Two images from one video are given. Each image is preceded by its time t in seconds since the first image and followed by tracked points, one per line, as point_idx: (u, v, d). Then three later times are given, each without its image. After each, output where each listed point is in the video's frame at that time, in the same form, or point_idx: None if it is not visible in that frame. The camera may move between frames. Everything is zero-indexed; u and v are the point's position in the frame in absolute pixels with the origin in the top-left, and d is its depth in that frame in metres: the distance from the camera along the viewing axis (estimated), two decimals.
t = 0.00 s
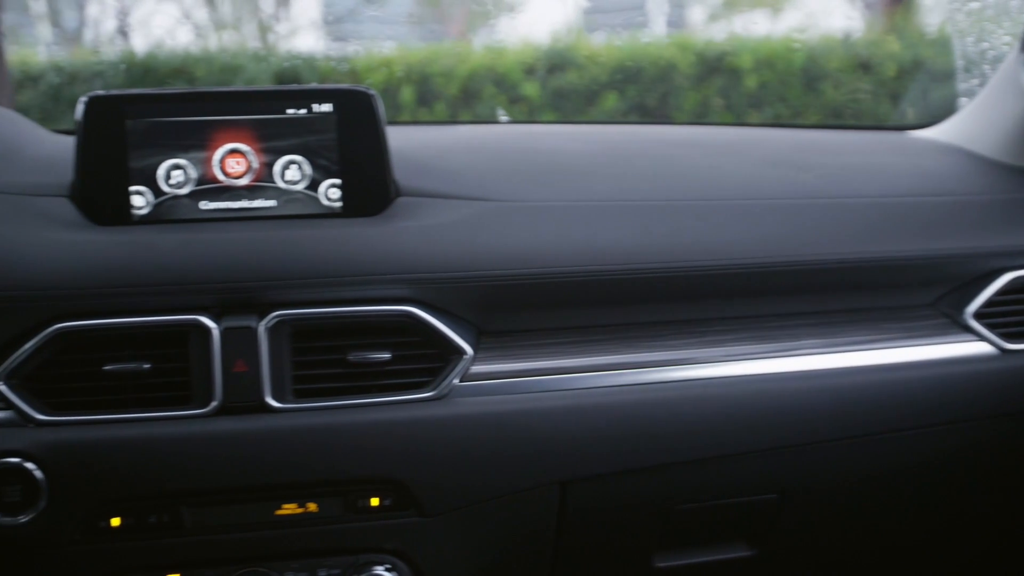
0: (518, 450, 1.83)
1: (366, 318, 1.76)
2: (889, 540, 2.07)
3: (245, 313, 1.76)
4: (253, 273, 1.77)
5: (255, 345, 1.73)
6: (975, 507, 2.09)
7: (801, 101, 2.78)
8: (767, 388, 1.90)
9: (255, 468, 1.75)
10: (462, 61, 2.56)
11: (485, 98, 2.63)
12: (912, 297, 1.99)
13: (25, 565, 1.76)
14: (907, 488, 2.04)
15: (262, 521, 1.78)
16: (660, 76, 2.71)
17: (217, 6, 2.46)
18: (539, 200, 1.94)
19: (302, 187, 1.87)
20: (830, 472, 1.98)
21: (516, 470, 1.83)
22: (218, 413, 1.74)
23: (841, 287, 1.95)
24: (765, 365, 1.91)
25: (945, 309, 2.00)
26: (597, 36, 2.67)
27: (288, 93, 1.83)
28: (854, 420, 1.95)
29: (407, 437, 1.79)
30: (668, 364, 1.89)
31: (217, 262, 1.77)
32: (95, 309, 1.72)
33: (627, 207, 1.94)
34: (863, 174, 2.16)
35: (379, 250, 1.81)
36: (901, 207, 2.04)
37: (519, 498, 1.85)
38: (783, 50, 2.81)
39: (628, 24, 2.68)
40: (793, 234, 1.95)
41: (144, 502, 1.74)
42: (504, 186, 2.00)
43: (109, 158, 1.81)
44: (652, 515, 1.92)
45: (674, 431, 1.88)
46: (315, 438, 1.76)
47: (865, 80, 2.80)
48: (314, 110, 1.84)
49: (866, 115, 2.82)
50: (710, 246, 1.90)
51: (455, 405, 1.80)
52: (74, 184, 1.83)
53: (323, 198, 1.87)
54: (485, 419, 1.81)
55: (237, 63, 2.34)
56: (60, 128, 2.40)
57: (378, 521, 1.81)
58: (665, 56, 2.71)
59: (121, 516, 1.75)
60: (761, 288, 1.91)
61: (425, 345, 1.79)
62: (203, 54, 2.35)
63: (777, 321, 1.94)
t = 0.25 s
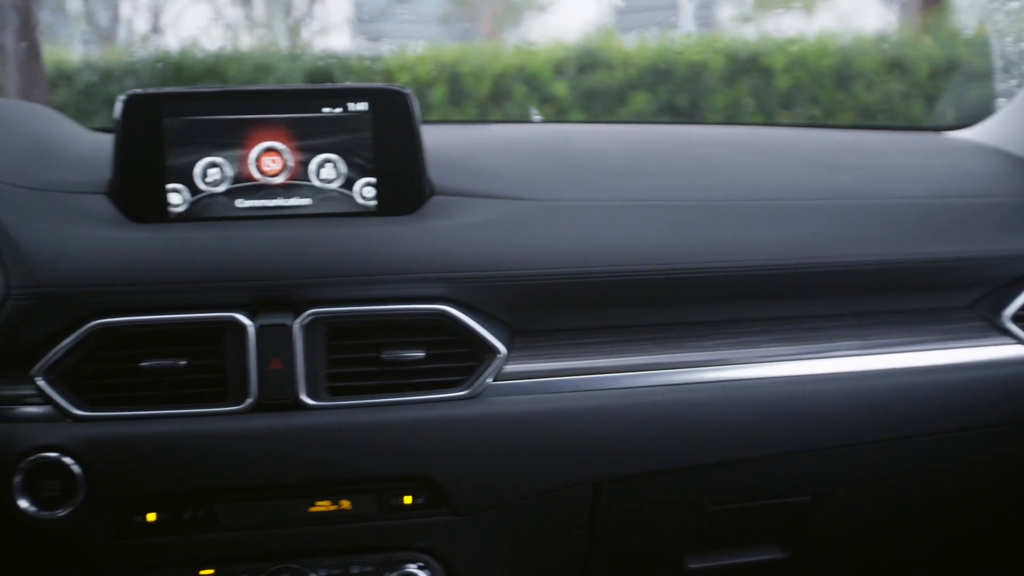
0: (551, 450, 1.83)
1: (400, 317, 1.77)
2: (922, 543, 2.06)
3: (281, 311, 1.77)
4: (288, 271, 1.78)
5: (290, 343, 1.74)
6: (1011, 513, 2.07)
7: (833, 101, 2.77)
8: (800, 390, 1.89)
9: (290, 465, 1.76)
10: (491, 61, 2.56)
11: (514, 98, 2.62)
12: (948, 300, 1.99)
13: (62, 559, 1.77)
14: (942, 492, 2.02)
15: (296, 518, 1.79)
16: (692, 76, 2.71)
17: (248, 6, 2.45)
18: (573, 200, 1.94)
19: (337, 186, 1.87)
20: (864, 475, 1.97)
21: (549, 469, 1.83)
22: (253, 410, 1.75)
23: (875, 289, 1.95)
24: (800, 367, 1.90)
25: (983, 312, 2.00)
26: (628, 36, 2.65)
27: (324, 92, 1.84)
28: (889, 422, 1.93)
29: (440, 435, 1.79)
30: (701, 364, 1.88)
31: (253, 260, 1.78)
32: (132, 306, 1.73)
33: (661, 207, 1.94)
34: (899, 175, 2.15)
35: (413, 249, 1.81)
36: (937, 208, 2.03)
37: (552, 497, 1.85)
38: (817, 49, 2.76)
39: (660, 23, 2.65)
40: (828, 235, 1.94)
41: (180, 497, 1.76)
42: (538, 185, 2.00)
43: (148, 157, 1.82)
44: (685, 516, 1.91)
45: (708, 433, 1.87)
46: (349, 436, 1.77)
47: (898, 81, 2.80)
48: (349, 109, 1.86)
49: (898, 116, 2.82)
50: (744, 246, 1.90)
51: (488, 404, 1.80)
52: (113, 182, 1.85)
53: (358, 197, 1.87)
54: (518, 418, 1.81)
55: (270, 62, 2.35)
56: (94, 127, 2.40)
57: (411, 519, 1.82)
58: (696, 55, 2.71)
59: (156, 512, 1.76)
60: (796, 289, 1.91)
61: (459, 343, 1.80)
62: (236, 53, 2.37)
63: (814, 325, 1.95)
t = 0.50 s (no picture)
0: (585, 450, 1.83)
1: (434, 316, 1.77)
2: (957, 547, 2.05)
3: (317, 309, 1.78)
4: (324, 269, 1.78)
5: (326, 341, 1.75)
6: None
7: (867, 101, 2.81)
8: (835, 392, 1.88)
9: (325, 463, 1.77)
10: (524, 60, 2.66)
11: (547, 98, 2.68)
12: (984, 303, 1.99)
13: (99, 554, 1.79)
14: (979, 496, 2.00)
15: (331, 515, 1.79)
16: (724, 75, 2.76)
17: (280, 6, 2.51)
18: (608, 199, 1.94)
19: (373, 184, 1.88)
20: (900, 478, 1.95)
21: (583, 469, 1.83)
22: (289, 408, 1.76)
23: (912, 291, 1.94)
24: (835, 369, 1.89)
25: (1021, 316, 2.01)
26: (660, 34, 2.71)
27: (361, 91, 1.85)
28: (926, 425, 1.92)
29: (474, 435, 1.79)
30: (736, 365, 1.88)
31: (289, 258, 1.79)
32: (170, 303, 1.74)
33: (697, 208, 1.93)
34: (937, 176, 2.13)
35: (449, 248, 1.82)
36: (976, 211, 2.01)
37: (585, 497, 1.85)
38: (851, 49, 2.92)
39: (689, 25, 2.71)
40: (865, 237, 1.93)
41: (215, 494, 1.77)
42: (572, 184, 2.00)
43: (186, 155, 1.83)
44: (719, 517, 1.91)
45: (743, 434, 1.86)
46: (384, 435, 1.77)
47: (932, 82, 2.82)
48: (385, 108, 1.86)
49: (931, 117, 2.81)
50: (781, 247, 1.89)
51: (522, 404, 1.81)
52: (151, 180, 1.86)
53: (393, 195, 1.88)
54: (553, 417, 1.81)
55: (302, 60, 2.38)
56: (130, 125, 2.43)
57: (445, 518, 1.82)
58: (727, 55, 2.79)
59: (193, 507, 1.77)
60: (831, 291, 1.90)
61: (493, 343, 1.80)
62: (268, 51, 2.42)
63: (851, 326, 1.94)
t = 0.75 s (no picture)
0: (617, 451, 1.82)
1: (468, 315, 1.78)
2: (991, 551, 2.03)
3: (352, 307, 1.79)
4: (359, 268, 1.79)
5: (361, 339, 1.76)
6: None
7: (900, 101, 2.80)
8: (870, 395, 1.87)
9: (359, 461, 1.77)
10: (554, 60, 2.60)
11: (578, 98, 2.65)
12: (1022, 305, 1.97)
13: (135, 550, 1.80)
14: (1014, 500, 1.99)
15: (364, 513, 1.80)
16: (756, 76, 2.73)
17: (312, 6, 2.56)
18: (642, 200, 1.93)
19: (408, 184, 1.88)
20: (935, 482, 1.94)
21: (616, 470, 1.83)
22: (323, 405, 1.77)
23: (948, 293, 1.93)
24: (870, 371, 1.88)
25: None
26: (690, 35, 2.65)
27: (396, 90, 1.85)
28: (960, 429, 1.91)
29: (508, 434, 1.80)
30: (770, 367, 1.87)
31: (324, 256, 1.79)
32: (206, 300, 1.76)
33: (732, 208, 1.92)
34: (973, 177, 2.12)
35: (483, 247, 1.82)
36: (1014, 213, 1.99)
37: (618, 498, 1.85)
38: (884, 49, 2.80)
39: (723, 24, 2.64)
40: (901, 239, 1.92)
41: (250, 490, 1.78)
42: (606, 184, 1.99)
43: (222, 154, 1.85)
44: (752, 520, 1.90)
45: (776, 436, 1.85)
46: (418, 433, 1.78)
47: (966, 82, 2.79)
48: (419, 108, 1.86)
49: (964, 117, 2.79)
50: (815, 249, 1.89)
51: (556, 404, 1.81)
52: (187, 179, 1.87)
53: (427, 194, 1.88)
54: (586, 418, 1.81)
55: (333, 59, 2.42)
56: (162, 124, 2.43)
57: (478, 517, 1.82)
58: (760, 54, 2.73)
59: (228, 504, 1.78)
60: (867, 292, 1.89)
61: (527, 342, 1.81)
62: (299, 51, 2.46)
63: (886, 328, 1.93)
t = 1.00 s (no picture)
0: (651, 452, 1.82)
1: (502, 315, 1.78)
2: None
3: (386, 306, 1.79)
4: (394, 266, 1.79)
5: (396, 338, 1.77)
6: None
7: (934, 102, 2.75)
8: (906, 399, 1.86)
9: (393, 459, 1.78)
10: (586, 60, 2.63)
11: (609, 97, 2.67)
12: None
13: (170, 546, 1.81)
14: None
15: (398, 512, 1.80)
16: (788, 76, 2.77)
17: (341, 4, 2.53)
18: (677, 200, 1.92)
19: (443, 183, 1.88)
20: (971, 486, 1.92)
21: (650, 471, 1.82)
22: (358, 404, 1.77)
23: (991, 295, 1.90)
24: (906, 374, 1.87)
25: None
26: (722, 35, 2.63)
27: (432, 89, 1.85)
28: (998, 433, 1.89)
29: (542, 434, 1.79)
30: (805, 369, 1.86)
31: (360, 255, 1.80)
32: (242, 298, 1.77)
33: (768, 209, 1.91)
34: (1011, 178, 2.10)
35: (518, 247, 1.82)
36: None
37: (651, 499, 1.85)
38: (919, 50, 2.85)
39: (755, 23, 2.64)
40: (939, 241, 1.90)
41: (284, 488, 1.78)
42: (641, 183, 1.98)
43: (259, 152, 1.86)
44: (785, 522, 1.89)
45: (811, 439, 1.84)
46: (452, 433, 1.78)
47: (1003, 84, 2.80)
48: (455, 107, 1.86)
49: (1001, 118, 2.77)
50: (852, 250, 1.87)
51: (590, 404, 1.81)
52: (223, 177, 1.88)
53: (462, 194, 1.88)
54: (620, 418, 1.81)
55: (366, 59, 2.44)
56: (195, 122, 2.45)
57: (511, 517, 1.82)
58: (793, 55, 2.78)
59: (263, 501, 1.79)
60: (904, 294, 1.88)
61: (561, 342, 1.81)
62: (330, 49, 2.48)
63: (924, 331, 1.90)
